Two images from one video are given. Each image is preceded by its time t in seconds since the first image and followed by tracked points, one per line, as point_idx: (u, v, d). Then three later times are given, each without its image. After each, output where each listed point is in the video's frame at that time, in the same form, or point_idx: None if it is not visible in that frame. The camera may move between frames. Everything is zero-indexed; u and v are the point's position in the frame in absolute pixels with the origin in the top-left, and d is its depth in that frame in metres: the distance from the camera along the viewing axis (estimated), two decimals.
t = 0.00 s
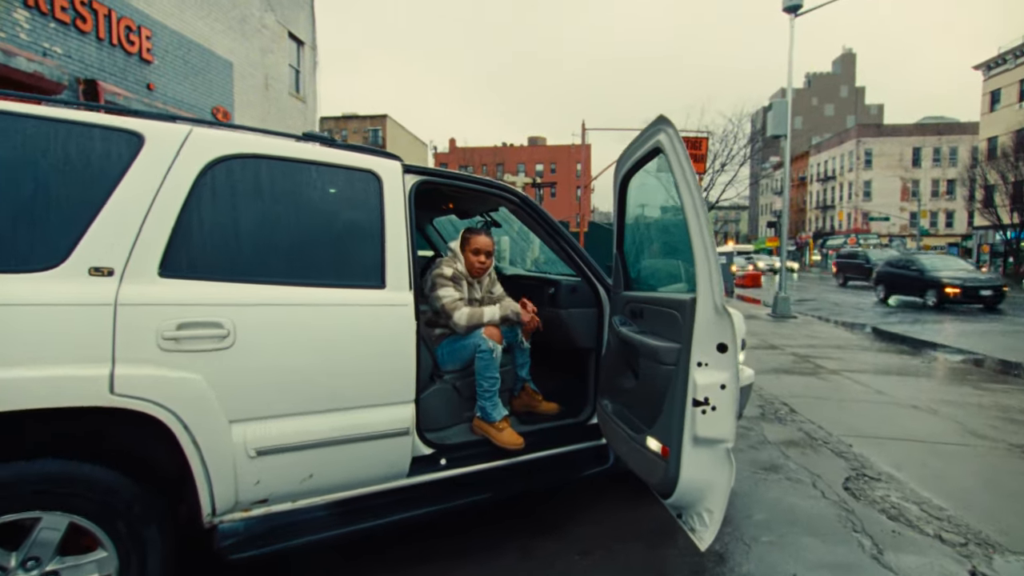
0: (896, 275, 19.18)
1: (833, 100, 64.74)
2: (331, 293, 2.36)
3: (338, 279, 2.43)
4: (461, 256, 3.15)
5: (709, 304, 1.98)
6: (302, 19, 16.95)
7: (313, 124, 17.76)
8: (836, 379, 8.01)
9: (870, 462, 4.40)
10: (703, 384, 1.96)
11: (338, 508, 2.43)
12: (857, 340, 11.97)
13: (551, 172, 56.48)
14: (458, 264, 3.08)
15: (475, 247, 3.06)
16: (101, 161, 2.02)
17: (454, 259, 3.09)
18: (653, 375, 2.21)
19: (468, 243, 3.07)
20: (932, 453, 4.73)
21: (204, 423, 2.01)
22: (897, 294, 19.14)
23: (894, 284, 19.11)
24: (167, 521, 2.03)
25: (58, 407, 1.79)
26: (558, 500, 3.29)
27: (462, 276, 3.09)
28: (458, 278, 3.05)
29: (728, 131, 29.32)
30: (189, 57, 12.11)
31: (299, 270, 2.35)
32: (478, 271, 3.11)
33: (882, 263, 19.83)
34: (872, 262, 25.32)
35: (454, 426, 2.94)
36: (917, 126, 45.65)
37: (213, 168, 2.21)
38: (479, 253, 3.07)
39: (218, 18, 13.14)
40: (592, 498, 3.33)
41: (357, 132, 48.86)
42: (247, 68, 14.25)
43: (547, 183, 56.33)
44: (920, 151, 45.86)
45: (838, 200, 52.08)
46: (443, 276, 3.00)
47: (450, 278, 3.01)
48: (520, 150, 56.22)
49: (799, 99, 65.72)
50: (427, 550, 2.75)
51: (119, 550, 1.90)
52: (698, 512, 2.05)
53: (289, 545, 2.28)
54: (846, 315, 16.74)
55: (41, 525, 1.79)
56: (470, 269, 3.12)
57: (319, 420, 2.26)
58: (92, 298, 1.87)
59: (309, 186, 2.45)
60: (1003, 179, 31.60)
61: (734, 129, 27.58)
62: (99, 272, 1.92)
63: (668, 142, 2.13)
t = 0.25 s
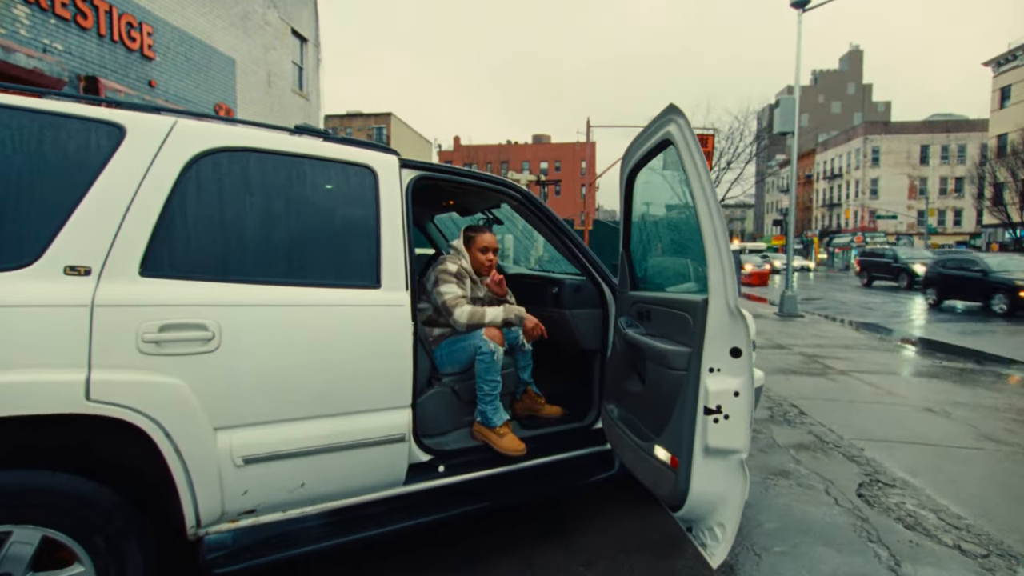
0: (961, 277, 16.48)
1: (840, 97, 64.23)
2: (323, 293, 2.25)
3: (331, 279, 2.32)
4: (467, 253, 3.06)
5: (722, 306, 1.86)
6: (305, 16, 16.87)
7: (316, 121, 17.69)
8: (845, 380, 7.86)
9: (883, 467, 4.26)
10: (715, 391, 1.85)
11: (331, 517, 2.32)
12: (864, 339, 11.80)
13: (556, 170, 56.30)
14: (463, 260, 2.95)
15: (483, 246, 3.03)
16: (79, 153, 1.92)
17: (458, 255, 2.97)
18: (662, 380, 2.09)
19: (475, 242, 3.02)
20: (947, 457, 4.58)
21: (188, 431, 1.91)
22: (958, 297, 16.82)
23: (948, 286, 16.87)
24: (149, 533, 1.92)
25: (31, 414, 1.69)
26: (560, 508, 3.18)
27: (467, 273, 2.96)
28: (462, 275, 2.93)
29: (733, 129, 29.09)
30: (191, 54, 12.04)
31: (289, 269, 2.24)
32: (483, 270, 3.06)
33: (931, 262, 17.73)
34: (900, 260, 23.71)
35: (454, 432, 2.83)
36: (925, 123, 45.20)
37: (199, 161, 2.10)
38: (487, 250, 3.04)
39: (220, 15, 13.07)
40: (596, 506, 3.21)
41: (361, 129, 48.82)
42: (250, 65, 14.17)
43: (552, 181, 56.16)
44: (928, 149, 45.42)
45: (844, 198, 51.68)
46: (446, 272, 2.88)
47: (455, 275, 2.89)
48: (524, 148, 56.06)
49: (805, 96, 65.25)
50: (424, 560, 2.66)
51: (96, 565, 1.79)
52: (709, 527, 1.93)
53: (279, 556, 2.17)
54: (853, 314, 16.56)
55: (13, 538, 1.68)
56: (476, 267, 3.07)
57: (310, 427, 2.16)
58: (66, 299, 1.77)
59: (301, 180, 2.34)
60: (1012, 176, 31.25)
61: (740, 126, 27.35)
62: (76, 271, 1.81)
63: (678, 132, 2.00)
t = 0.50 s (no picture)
0: None
1: (847, 95, 63.67)
2: (315, 294, 2.15)
3: (324, 279, 2.22)
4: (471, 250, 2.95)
5: (735, 309, 1.75)
6: (308, 14, 16.80)
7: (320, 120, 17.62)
8: (856, 381, 7.70)
9: (898, 473, 4.12)
10: (729, 398, 1.74)
11: (324, 528, 2.23)
12: (874, 339, 11.60)
13: (561, 169, 56.12)
14: (468, 258, 2.85)
15: (488, 243, 2.91)
16: (57, 147, 1.82)
17: (462, 253, 2.86)
18: (671, 386, 1.98)
19: (479, 238, 2.90)
20: (964, 462, 4.43)
21: (172, 440, 1.81)
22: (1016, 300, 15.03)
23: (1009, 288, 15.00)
24: (132, 546, 1.83)
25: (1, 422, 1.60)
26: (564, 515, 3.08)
27: (472, 271, 2.86)
28: (467, 273, 2.82)
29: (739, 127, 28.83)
30: (194, 52, 11.98)
31: (279, 269, 2.14)
32: (486, 267, 2.94)
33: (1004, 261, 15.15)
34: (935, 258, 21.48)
35: (452, 438, 2.72)
36: (934, 121, 44.70)
37: (185, 156, 2.00)
38: (490, 249, 2.92)
39: (223, 13, 13.01)
40: (601, 514, 3.11)
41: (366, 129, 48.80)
42: (253, 63, 14.12)
43: (556, 180, 55.97)
44: (937, 147, 44.91)
45: (852, 197, 51.23)
46: (451, 270, 2.77)
47: (460, 272, 2.78)
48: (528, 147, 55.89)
49: (812, 94, 64.72)
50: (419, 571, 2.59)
51: None
52: (723, 543, 1.82)
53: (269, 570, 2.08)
54: (862, 314, 16.33)
55: None
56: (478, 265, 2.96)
57: (301, 434, 2.05)
58: (40, 300, 1.67)
59: (292, 176, 2.24)
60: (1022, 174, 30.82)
61: (746, 124, 27.10)
62: (52, 271, 1.72)
63: (689, 123, 1.89)
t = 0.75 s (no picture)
0: None
1: (856, 92, 63.01)
2: (307, 296, 2.05)
3: (316, 280, 2.12)
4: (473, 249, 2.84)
5: (753, 312, 1.63)
6: (313, 12, 16.72)
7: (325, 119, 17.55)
8: (868, 382, 7.54)
9: (916, 479, 3.97)
10: (746, 408, 1.62)
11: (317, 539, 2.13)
12: (885, 340, 11.39)
13: (567, 167, 55.90)
14: (471, 258, 2.74)
15: (492, 242, 2.80)
16: (32, 140, 1.72)
17: (465, 251, 2.75)
18: (683, 392, 1.87)
19: (483, 237, 2.80)
20: (985, 469, 4.27)
21: (154, 450, 1.72)
22: None
23: None
24: (111, 561, 1.74)
25: None
26: (569, 524, 2.97)
27: (474, 270, 2.75)
28: (470, 273, 2.72)
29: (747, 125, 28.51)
30: (198, 50, 11.93)
31: (268, 269, 2.04)
32: (488, 266, 2.84)
33: None
34: (972, 256, 20.09)
35: (451, 445, 2.62)
36: (945, 118, 44.12)
37: (170, 150, 1.90)
38: (494, 248, 2.81)
39: (227, 11, 12.95)
40: (607, 523, 2.99)
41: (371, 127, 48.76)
42: (258, 62, 14.06)
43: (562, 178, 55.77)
44: (948, 144, 44.32)
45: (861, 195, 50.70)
46: (454, 269, 2.66)
47: (462, 271, 2.67)
48: (534, 145, 55.70)
49: (821, 91, 64.07)
50: None
51: None
52: (738, 561, 1.70)
53: None
54: (872, 313, 16.08)
55: None
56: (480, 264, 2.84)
57: (291, 443, 1.96)
58: (12, 302, 1.57)
59: (283, 171, 2.13)
60: None
61: (754, 122, 26.81)
62: (26, 271, 1.62)
63: (704, 112, 1.75)
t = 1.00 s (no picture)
0: None
1: (867, 89, 62.29)
2: (299, 298, 1.95)
3: (308, 280, 2.02)
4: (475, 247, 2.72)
5: (772, 317, 1.51)
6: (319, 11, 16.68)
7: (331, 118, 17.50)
8: (882, 385, 7.36)
9: (936, 487, 3.82)
10: (765, 420, 1.50)
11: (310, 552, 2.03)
12: (898, 340, 11.17)
13: (574, 166, 55.68)
14: (472, 257, 2.64)
15: (495, 240, 2.67)
16: (7, 133, 1.64)
17: (466, 250, 2.65)
18: (696, 401, 1.75)
19: (484, 234, 2.67)
20: (1008, 477, 4.10)
21: (134, 460, 1.62)
22: None
23: None
24: None
25: None
26: (575, 534, 2.86)
27: (475, 270, 2.65)
28: (471, 273, 2.61)
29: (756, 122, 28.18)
30: (204, 49, 11.89)
31: (258, 269, 1.94)
32: (489, 266, 2.71)
33: None
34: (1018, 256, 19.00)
35: (451, 452, 2.51)
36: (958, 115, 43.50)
37: (153, 144, 1.81)
38: (495, 247, 2.68)
39: (233, 10, 12.92)
40: (615, 533, 2.88)
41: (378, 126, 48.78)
42: (264, 61, 14.03)
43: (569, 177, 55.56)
44: (961, 141, 43.67)
45: (872, 193, 50.11)
46: (454, 269, 2.56)
47: (461, 272, 2.57)
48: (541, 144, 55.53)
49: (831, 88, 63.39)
50: None
51: None
52: None
53: None
54: (885, 313, 15.82)
55: None
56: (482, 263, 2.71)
57: (281, 452, 1.86)
58: None
59: (275, 166, 2.03)
60: None
61: (763, 119, 26.51)
62: None
63: (719, 101, 1.63)
